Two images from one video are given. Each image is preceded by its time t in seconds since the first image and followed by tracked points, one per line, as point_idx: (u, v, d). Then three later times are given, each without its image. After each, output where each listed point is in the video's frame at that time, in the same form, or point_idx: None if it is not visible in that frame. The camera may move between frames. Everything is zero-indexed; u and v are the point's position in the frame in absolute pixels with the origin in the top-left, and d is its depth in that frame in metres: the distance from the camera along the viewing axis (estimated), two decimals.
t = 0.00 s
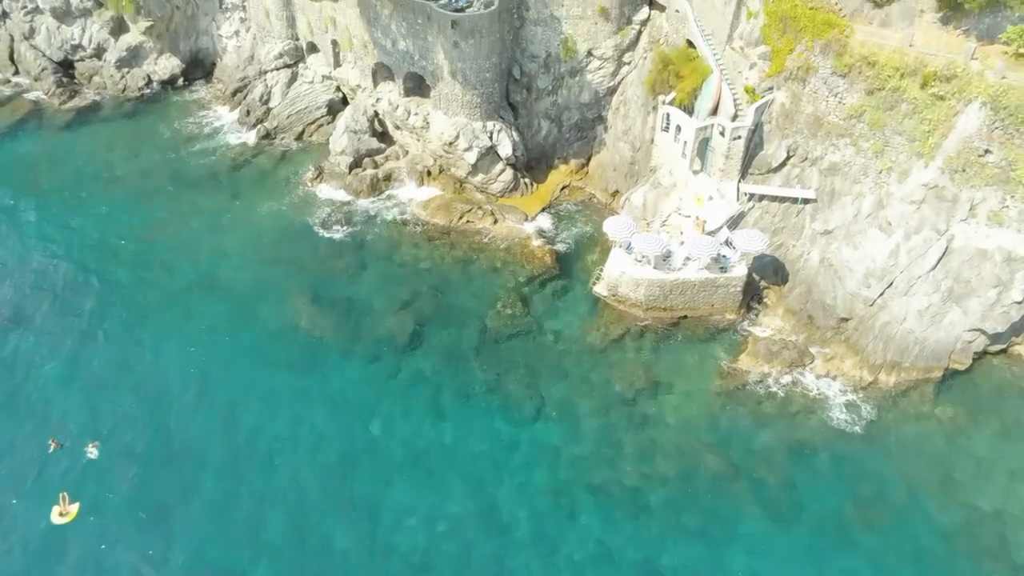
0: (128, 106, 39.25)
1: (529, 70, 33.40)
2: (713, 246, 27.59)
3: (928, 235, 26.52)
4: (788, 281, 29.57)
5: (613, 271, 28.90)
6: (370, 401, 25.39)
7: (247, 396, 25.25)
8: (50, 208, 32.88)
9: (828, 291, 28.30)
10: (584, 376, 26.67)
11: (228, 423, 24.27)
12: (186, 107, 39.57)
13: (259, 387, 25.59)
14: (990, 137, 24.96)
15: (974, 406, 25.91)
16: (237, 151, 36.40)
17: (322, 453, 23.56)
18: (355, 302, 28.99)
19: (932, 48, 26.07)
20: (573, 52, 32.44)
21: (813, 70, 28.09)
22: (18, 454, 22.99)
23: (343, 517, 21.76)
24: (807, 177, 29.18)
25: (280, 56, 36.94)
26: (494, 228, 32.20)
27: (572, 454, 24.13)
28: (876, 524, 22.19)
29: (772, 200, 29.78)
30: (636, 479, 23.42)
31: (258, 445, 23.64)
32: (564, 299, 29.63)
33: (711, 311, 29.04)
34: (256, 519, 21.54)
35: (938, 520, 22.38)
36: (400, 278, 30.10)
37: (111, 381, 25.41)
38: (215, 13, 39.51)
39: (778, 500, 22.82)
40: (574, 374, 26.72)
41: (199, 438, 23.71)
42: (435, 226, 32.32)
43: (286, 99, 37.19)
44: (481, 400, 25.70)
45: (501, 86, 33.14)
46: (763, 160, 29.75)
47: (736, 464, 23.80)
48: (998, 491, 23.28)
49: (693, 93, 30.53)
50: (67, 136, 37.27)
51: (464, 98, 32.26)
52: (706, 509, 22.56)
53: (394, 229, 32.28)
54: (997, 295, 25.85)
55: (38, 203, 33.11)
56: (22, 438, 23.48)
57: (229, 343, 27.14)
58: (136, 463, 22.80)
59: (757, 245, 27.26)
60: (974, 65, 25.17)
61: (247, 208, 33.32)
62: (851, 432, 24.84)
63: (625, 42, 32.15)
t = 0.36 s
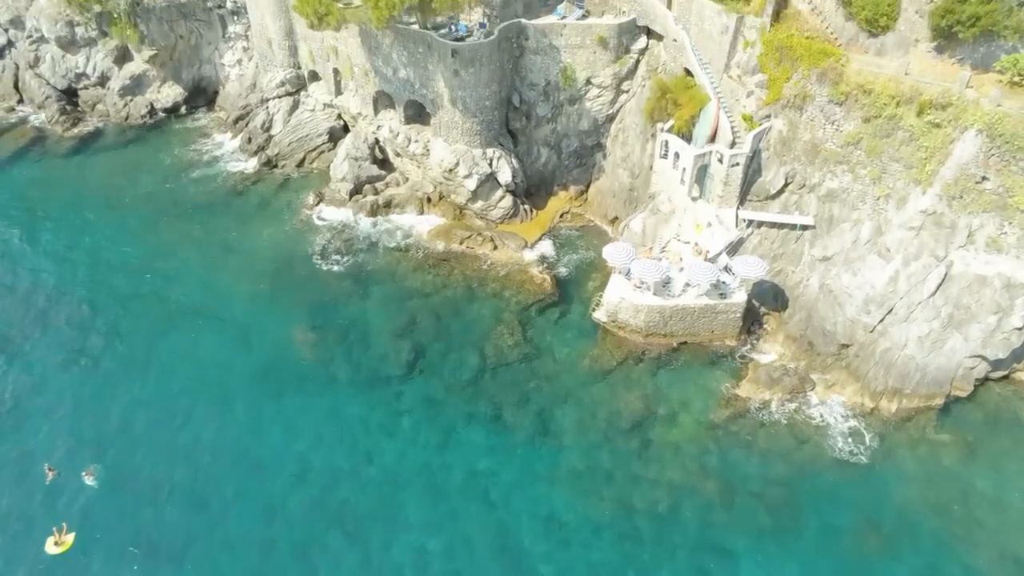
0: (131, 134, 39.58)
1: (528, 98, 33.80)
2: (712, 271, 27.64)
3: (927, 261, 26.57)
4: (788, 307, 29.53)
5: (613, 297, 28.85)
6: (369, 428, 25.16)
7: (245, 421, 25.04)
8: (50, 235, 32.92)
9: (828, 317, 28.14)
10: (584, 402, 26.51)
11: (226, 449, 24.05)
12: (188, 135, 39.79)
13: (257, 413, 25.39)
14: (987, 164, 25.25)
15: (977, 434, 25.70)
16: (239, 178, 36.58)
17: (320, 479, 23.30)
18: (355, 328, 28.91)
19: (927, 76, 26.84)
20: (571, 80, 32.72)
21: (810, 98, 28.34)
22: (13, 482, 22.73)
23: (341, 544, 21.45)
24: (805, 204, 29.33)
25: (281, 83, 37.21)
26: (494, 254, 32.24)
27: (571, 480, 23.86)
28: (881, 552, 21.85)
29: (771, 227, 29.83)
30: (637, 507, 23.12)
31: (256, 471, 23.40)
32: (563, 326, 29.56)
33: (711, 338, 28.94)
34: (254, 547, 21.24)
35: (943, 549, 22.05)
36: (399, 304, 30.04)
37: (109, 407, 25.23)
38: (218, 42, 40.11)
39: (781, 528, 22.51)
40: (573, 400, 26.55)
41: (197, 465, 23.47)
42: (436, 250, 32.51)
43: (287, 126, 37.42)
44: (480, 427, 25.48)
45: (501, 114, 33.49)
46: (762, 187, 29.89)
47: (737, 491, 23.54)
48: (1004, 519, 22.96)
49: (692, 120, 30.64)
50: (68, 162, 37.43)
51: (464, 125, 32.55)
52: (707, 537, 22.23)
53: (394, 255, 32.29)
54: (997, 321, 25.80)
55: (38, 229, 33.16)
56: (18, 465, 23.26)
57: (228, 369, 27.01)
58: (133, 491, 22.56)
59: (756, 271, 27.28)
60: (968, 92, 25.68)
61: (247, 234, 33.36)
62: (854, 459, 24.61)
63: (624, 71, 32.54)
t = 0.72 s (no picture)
0: (132, 161, 39.59)
1: (528, 125, 34.02)
2: (712, 296, 27.60)
3: (926, 287, 26.59)
4: (788, 332, 29.50)
5: (612, 322, 28.80)
6: (367, 454, 24.91)
7: (243, 447, 24.88)
8: (51, 259, 33.02)
9: (828, 343, 28.05)
10: (584, 428, 26.29)
11: (223, 475, 23.85)
12: (190, 162, 39.88)
13: (256, 437, 25.30)
14: (985, 191, 25.41)
15: (980, 461, 25.47)
16: (240, 205, 36.53)
17: (319, 506, 23.06)
18: (355, 354, 28.82)
19: (922, 103, 27.21)
20: (571, 108, 33.03)
21: (807, 125, 28.58)
22: (9, 507, 22.59)
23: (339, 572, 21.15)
24: (804, 229, 29.41)
25: (283, 111, 37.78)
26: (494, 280, 32.17)
27: (571, 508, 23.54)
28: None
29: (770, 252, 29.82)
30: (638, 535, 22.77)
31: (254, 497, 23.18)
32: (563, 351, 29.42)
33: (711, 363, 28.79)
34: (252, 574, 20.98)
35: None
36: (399, 329, 29.97)
37: (106, 433, 25.09)
38: (221, 71, 40.67)
39: (784, 557, 22.15)
40: (573, 427, 26.33)
41: (194, 491, 23.27)
42: (435, 276, 32.42)
43: (288, 153, 37.42)
44: (479, 453, 25.23)
45: (500, 141, 33.68)
46: (760, 213, 30.03)
47: (739, 519, 23.23)
48: (1010, 548, 22.62)
49: (690, 147, 30.76)
50: (70, 188, 37.63)
51: (464, 151, 32.76)
52: (709, 566, 21.87)
53: (395, 281, 32.28)
54: (998, 347, 25.73)
55: (40, 254, 33.30)
56: (12, 493, 23.04)
57: (227, 395, 26.89)
58: (129, 518, 22.32)
59: (756, 296, 27.23)
60: (964, 120, 25.99)
61: (247, 259, 33.45)
62: (857, 487, 24.34)
63: (622, 98, 32.88)
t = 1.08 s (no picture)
0: (134, 186, 39.82)
1: (528, 151, 34.19)
2: (712, 321, 27.50)
3: (927, 312, 26.61)
4: (789, 357, 29.30)
5: (612, 347, 28.66)
6: (365, 481, 24.68)
7: (239, 471, 24.77)
8: (51, 285, 33.05)
9: (829, 369, 27.89)
10: (584, 455, 26.06)
11: (219, 501, 23.72)
12: (191, 188, 40.05)
13: (256, 461, 25.17)
14: (983, 217, 25.77)
15: (984, 489, 25.22)
16: (240, 230, 36.64)
17: (315, 532, 22.88)
18: (354, 379, 28.66)
19: (919, 130, 27.53)
20: (571, 134, 33.22)
21: (805, 151, 28.83)
22: (4, 535, 22.52)
23: None
24: (803, 254, 29.43)
25: (285, 137, 37.82)
26: (495, 306, 32.09)
27: (571, 536, 23.25)
28: None
29: (769, 278, 29.73)
30: (638, 564, 22.46)
31: (250, 523, 23.04)
32: (563, 377, 29.27)
33: (712, 389, 28.61)
34: None
35: None
36: (398, 355, 29.86)
37: (102, 459, 25.04)
38: (224, 97, 41.02)
39: None
40: (573, 453, 26.11)
41: (190, 517, 23.15)
42: (435, 301, 32.25)
43: (290, 179, 37.63)
44: (477, 480, 25.00)
45: (500, 167, 33.86)
46: (760, 238, 29.99)
47: (741, 547, 22.93)
48: None
49: (689, 173, 30.88)
50: (71, 213, 37.72)
51: (464, 177, 32.93)
52: None
53: (394, 307, 32.18)
54: (999, 373, 25.65)
55: (40, 280, 33.30)
56: (6, 521, 22.96)
57: (224, 420, 26.79)
58: (124, 545, 22.22)
59: (757, 322, 27.19)
60: (961, 146, 26.46)
61: (247, 284, 33.47)
62: (859, 514, 24.06)
63: (621, 124, 33.10)
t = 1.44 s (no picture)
0: (135, 213, 39.78)
1: (528, 177, 34.32)
2: (713, 346, 27.47)
3: (928, 338, 26.56)
4: (790, 383, 29.05)
5: (613, 373, 28.52)
6: (363, 509, 24.48)
7: (235, 498, 24.68)
8: (52, 311, 33.08)
9: (830, 395, 27.77)
10: (584, 483, 25.82)
11: (215, 528, 23.64)
12: (192, 213, 40.12)
13: (255, 489, 25.03)
14: (982, 242, 25.90)
15: (989, 516, 24.99)
16: (241, 256, 36.61)
17: (311, 561, 22.77)
18: (353, 405, 28.53)
19: (917, 156, 27.74)
20: (571, 159, 33.39)
21: (803, 177, 29.03)
22: None
23: None
24: (803, 280, 29.43)
25: (286, 163, 37.93)
26: (495, 330, 31.94)
27: (571, 565, 22.98)
28: None
29: (770, 303, 29.62)
30: None
31: (245, 552, 22.96)
32: (563, 402, 29.11)
33: (713, 415, 28.44)
34: None
35: None
36: (398, 381, 29.74)
37: (98, 486, 24.99)
38: (226, 124, 41.34)
39: None
40: (573, 480, 25.88)
41: (185, 546, 23.08)
42: (435, 327, 32.00)
43: (291, 205, 37.73)
44: (477, 507, 24.81)
45: (500, 193, 34.02)
46: (759, 264, 29.97)
47: None
48: None
49: (688, 199, 30.98)
50: (73, 238, 37.81)
51: (464, 204, 33.11)
52: None
53: (393, 332, 32.11)
54: (1002, 399, 25.52)
55: (41, 305, 33.33)
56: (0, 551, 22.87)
57: (221, 445, 26.69)
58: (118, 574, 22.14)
59: (758, 347, 27.15)
60: (959, 172, 26.65)
61: (247, 309, 33.43)
62: (863, 544, 23.80)
63: (621, 150, 33.29)
